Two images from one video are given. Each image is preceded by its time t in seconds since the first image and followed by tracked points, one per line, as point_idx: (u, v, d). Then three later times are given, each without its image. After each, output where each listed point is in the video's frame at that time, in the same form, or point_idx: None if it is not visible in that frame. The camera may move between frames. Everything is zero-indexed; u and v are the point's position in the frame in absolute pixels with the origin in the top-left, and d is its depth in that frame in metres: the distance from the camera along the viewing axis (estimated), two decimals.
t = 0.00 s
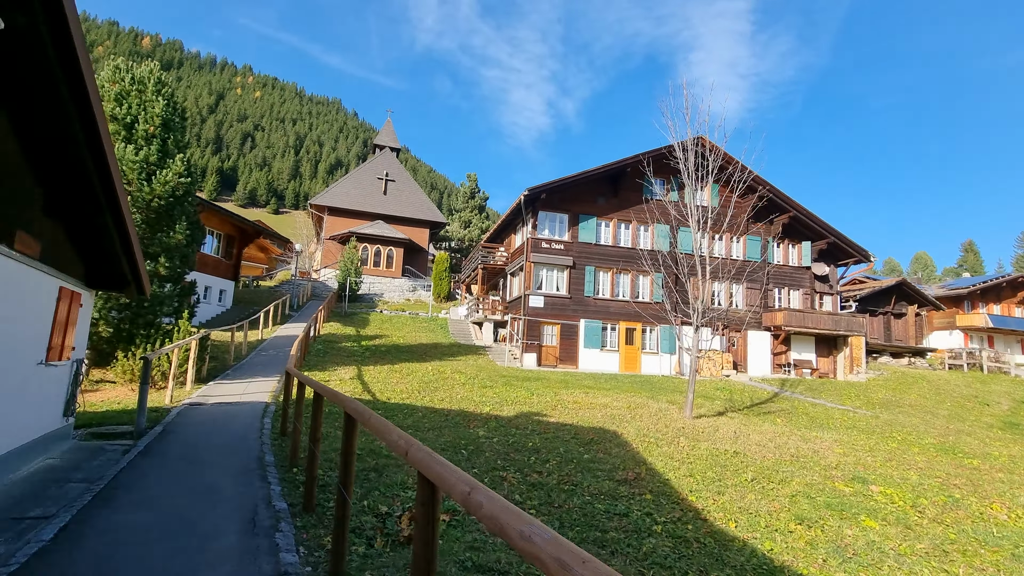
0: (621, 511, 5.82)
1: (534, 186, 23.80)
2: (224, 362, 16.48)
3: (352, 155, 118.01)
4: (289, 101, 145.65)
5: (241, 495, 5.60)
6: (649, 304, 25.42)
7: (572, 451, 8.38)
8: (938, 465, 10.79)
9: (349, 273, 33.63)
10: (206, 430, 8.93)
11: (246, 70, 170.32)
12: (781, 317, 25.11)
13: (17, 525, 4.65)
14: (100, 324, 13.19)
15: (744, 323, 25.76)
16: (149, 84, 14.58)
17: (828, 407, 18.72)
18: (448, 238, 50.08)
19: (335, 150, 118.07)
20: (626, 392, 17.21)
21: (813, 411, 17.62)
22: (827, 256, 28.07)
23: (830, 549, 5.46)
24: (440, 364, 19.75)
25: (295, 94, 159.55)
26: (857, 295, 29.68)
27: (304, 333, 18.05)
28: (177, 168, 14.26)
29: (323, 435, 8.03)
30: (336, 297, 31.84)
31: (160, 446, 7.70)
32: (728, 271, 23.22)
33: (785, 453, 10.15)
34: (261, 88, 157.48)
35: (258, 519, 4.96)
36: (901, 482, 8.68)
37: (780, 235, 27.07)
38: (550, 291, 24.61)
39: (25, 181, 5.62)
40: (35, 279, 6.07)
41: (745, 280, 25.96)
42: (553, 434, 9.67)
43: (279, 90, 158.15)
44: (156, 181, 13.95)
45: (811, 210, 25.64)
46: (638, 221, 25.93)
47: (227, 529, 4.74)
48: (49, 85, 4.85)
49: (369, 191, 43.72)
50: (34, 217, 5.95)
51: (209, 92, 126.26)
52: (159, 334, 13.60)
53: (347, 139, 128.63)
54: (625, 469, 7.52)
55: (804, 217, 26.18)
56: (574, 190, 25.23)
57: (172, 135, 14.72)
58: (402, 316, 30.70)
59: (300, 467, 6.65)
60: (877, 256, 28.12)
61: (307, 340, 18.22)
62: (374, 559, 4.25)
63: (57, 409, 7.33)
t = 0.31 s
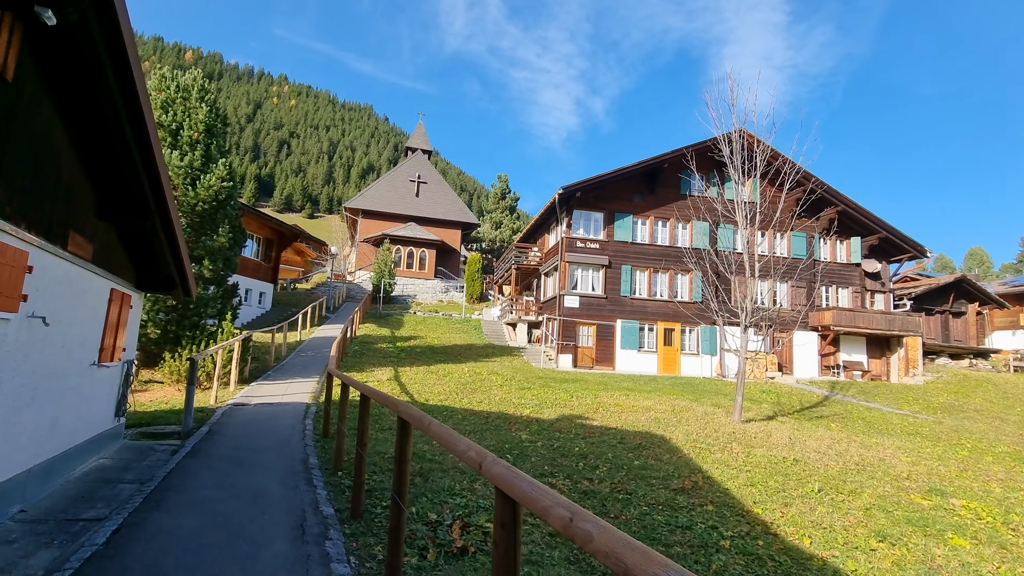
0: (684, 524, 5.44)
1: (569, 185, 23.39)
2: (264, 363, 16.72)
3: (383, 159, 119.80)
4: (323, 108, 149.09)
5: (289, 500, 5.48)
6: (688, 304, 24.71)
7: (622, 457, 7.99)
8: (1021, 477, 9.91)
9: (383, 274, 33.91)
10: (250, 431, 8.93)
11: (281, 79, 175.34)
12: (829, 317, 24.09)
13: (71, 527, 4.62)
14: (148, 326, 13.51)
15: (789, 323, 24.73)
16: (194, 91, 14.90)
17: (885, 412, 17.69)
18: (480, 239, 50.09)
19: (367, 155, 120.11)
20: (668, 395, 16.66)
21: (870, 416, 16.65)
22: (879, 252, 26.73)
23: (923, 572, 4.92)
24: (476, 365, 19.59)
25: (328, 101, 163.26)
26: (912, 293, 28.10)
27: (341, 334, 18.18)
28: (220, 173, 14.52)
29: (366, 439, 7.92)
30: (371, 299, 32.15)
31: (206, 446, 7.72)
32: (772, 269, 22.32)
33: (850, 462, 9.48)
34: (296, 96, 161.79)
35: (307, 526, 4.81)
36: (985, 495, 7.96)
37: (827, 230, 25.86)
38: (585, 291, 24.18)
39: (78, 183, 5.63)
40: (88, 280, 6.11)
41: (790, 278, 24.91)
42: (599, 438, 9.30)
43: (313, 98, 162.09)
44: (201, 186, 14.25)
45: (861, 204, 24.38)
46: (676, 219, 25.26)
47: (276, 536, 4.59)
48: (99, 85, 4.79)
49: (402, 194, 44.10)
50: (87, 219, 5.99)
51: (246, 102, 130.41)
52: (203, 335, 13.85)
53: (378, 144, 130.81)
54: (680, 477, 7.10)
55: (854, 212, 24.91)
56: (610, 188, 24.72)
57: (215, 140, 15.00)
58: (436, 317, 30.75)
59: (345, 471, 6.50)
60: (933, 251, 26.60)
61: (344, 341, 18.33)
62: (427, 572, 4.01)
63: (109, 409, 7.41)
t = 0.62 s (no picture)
0: (730, 542, 5.06)
1: (587, 184, 22.96)
2: (282, 366, 16.62)
3: (397, 162, 120.24)
4: (337, 112, 150.35)
5: (310, 514, 5.23)
6: (709, 304, 24.19)
7: (654, 465, 7.62)
8: None
9: (398, 276, 33.79)
10: (269, 438, 8.74)
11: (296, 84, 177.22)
12: (856, 317, 23.39)
13: (86, 544, 4.41)
14: (167, 330, 13.45)
15: (814, 323, 24.06)
16: (210, 94, 14.84)
17: (919, 415, 17.03)
18: (494, 240, 49.87)
19: (381, 158, 120.73)
20: (692, 397, 16.20)
21: (904, 420, 16.02)
22: (907, 249, 25.95)
23: None
24: (495, 368, 19.34)
25: (342, 105, 164.62)
26: (945, 291, 26.90)
27: (358, 336, 18.01)
28: (237, 176, 14.43)
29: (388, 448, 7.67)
30: (386, 301, 32.08)
31: (225, 455, 7.53)
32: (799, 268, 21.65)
33: (895, 471, 9.01)
34: (310, 101, 163.38)
35: (331, 544, 4.55)
36: None
37: (853, 227, 25.16)
38: (604, 291, 23.77)
39: (93, 185, 5.44)
40: (105, 286, 5.94)
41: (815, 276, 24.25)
42: (627, 445, 8.91)
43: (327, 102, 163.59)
44: (218, 189, 14.16)
45: (889, 200, 23.65)
46: (696, 217, 24.76)
47: (298, 555, 4.34)
48: (113, 80, 4.58)
49: (416, 195, 44.03)
50: (103, 222, 5.80)
51: (262, 107, 131.99)
52: (222, 339, 13.77)
53: (392, 146, 131.49)
54: (719, 488, 6.73)
55: (881, 207, 24.20)
56: (628, 186, 24.26)
57: (231, 143, 14.92)
58: (451, 319, 30.58)
59: (367, 482, 6.24)
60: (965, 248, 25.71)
61: (361, 344, 18.14)
62: None
63: (127, 416, 7.25)
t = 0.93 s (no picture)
0: (782, 556, 4.70)
1: (603, 181, 22.57)
2: (297, 368, 16.47)
3: (408, 163, 120.51)
4: (348, 115, 151.19)
5: (333, 525, 4.96)
6: (728, 302, 23.70)
7: (687, 471, 7.26)
8: None
9: (411, 277, 33.62)
10: (286, 442, 8.51)
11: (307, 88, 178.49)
12: (882, 314, 22.74)
13: (100, 558, 4.17)
14: (182, 332, 13.35)
15: (838, 321, 23.44)
16: (224, 94, 14.71)
17: (952, 415, 16.41)
18: (507, 241, 49.60)
19: (392, 160, 121.07)
20: (715, 398, 15.75)
21: (938, 420, 15.43)
22: (934, 245, 25.21)
23: None
24: (512, 369, 19.05)
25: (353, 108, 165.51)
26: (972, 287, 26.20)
27: (373, 338, 17.82)
28: (251, 176, 14.29)
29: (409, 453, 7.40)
30: (400, 302, 31.93)
31: (241, 460, 7.30)
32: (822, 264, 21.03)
33: (941, 476, 8.54)
34: (321, 104, 164.52)
35: (356, 558, 4.27)
36: None
37: (877, 223, 24.50)
38: (621, 291, 23.35)
39: (105, 180, 5.21)
40: (119, 286, 5.72)
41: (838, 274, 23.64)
42: (656, 449, 8.52)
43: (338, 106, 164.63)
44: (232, 190, 14.02)
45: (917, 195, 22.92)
46: (715, 214, 24.25)
47: (323, 570, 4.06)
48: (125, 68, 4.35)
49: (429, 196, 43.88)
50: (116, 218, 5.57)
51: (274, 112, 133.12)
52: (237, 341, 13.62)
53: (403, 148, 131.88)
54: (759, 496, 6.35)
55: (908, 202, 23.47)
56: (645, 183, 23.81)
57: (245, 143, 14.78)
58: (465, 320, 30.34)
59: (390, 489, 5.96)
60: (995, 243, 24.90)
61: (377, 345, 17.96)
62: None
63: (142, 420, 7.05)
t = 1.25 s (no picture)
0: None
1: (623, 179, 22.11)
2: (317, 372, 16.31)
3: (421, 165, 120.75)
4: (361, 119, 152.23)
5: (363, 542, 4.66)
6: (753, 301, 23.08)
7: (731, 481, 6.84)
8: None
9: (427, 278, 33.40)
10: (309, 449, 8.27)
11: (321, 92, 180.19)
12: (915, 313, 21.94)
13: None
14: (203, 336, 13.24)
15: (868, 320, 22.69)
16: (242, 96, 14.60)
17: (995, 418, 15.67)
18: (523, 241, 49.25)
19: (405, 162, 121.31)
20: (745, 401, 15.22)
21: (981, 424, 14.72)
22: (969, 241, 24.26)
23: None
24: (533, 371, 18.68)
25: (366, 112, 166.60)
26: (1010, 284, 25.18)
27: (392, 340, 17.58)
28: (270, 178, 14.15)
29: (437, 464, 7.09)
30: (416, 304, 31.77)
31: (265, 469, 7.06)
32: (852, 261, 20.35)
33: (1003, 486, 7.97)
34: (335, 108, 165.93)
35: None
36: None
37: (908, 218, 23.67)
38: (642, 291, 22.88)
39: (123, 178, 4.98)
40: (140, 290, 5.49)
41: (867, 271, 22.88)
42: (695, 457, 8.08)
43: (352, 109, 165.81)
44: (252, 192, 13.90)
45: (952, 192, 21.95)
46: (739, 211, 23.63)
47: None
48: (142, 59, 4.09)
49: (444, 197, 43.72)
50: (136, 219, 5.34)
51: (289, 116, 134.47)
52: (257, 345, 13.48)
53: (416, 151, 132.28)
54: (814, 510, 5.91)
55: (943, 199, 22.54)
56: (666, 181, 23.30)
57: (264, 145, 14.66)
58: (483, 321, 30.06)
59: (420, 502, 5.65)
60: None
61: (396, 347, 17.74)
62: None
63: (164, 428, 6.85)
